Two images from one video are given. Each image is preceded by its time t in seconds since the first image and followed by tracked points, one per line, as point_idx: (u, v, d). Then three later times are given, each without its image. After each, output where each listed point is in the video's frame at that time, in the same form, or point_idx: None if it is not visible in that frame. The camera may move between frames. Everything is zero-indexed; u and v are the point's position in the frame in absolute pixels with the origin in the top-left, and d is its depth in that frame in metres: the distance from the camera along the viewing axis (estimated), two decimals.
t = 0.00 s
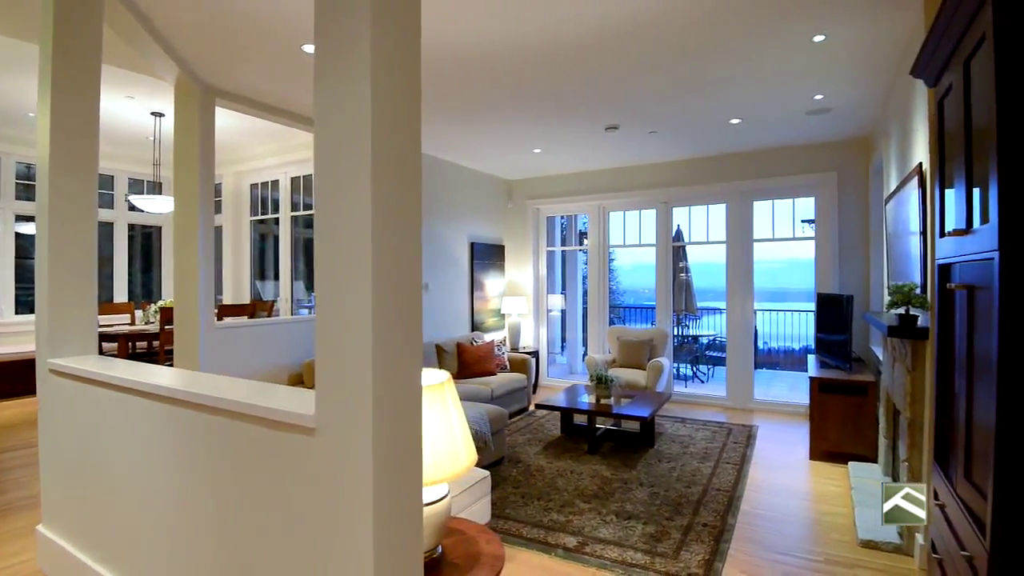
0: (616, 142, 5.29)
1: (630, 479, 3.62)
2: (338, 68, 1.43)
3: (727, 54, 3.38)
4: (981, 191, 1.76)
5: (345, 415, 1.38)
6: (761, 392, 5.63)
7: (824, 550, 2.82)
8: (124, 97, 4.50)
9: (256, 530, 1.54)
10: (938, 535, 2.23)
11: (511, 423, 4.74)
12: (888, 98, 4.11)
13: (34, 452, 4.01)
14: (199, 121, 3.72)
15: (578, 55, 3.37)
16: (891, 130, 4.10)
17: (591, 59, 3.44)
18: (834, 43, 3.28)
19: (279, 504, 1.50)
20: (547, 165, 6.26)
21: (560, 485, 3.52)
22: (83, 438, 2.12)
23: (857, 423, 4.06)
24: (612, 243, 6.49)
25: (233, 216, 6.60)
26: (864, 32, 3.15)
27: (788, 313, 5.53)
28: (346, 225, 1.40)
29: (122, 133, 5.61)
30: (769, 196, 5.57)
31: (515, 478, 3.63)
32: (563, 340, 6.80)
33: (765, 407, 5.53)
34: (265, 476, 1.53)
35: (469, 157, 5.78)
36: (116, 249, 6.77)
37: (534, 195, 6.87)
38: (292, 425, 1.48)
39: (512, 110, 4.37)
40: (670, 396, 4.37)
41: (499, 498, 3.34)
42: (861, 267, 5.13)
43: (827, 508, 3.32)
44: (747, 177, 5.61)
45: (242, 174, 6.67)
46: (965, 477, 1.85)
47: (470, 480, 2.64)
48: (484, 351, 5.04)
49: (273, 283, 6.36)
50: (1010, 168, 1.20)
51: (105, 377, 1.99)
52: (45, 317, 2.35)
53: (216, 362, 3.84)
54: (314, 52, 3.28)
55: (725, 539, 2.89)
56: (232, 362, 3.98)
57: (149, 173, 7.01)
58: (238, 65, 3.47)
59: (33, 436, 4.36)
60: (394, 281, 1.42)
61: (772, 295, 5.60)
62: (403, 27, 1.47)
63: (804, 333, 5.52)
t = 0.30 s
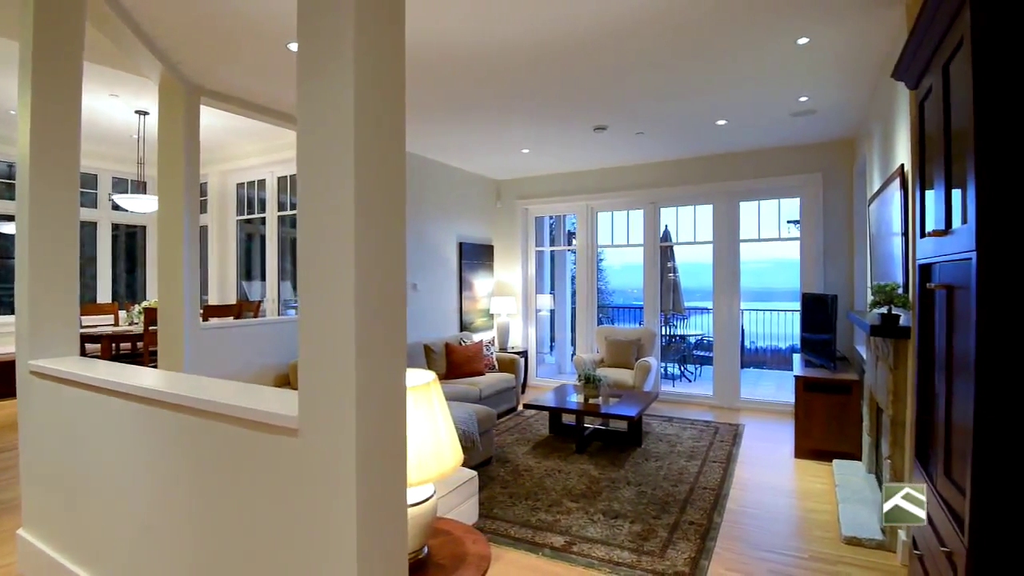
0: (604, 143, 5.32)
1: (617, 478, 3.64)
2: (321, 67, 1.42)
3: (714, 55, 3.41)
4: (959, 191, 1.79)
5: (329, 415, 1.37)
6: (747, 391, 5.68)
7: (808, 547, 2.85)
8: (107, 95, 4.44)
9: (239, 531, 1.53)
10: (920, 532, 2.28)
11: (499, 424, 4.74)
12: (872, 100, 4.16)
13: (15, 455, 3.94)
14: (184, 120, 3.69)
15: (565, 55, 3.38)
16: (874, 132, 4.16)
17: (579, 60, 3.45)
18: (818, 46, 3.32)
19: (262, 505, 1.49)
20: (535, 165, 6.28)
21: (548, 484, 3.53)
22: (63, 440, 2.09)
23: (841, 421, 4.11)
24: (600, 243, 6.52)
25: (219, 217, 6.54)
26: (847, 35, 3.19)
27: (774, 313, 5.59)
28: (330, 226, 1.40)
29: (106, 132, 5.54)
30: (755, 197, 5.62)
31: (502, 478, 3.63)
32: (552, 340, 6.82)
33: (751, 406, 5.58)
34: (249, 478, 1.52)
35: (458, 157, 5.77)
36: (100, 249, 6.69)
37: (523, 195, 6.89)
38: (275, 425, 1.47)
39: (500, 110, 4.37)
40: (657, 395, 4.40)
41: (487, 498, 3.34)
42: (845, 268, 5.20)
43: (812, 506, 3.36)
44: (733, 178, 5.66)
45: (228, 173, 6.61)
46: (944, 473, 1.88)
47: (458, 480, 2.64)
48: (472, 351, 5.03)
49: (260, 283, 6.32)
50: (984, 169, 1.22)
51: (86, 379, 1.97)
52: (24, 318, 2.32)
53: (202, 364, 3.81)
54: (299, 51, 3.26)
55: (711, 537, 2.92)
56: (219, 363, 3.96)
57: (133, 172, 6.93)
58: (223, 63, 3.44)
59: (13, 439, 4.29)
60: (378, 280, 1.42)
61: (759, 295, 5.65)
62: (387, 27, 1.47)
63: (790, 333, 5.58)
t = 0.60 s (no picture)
0: (593, 144, 5.34)
1: (606, 477, 3.66)
2: (305, 66, 1.42)
3: (701, 57, 3.44)
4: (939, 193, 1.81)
5: (314, 415, 1.37)
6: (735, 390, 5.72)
7: (794, 544, 2.88)
8: (91, 93, 4.38)
9: (224, 533, 1.52)
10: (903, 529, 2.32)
11: (489, 424, 4.74)
12: (856, 102, 4.22)
13: None
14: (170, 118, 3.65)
15: (554, 56, 3.39)
16: (859, 133, 4.21)
17: (568, 61, 3.47)
18: (803, 48, 3.35)
19: (247, 506, 1.48)
20: (524, 166, 6.29)
21: (537, 484, 3.54)
22: (45, 442, 2.07)
23: (827, 419, 4.16)
24: (589, 244, 6.54)
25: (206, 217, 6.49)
26: (832, 38, 3.23)
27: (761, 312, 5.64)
28: (314, 225, 1.39)
29: (90, 130, 5.47)
30: (743, 197, 5.67)
31: (491, 478, 3.64)
32: (542, 340, 6.83)
33: (739, 404, 5.63)
34: (233, 478, 1.51)
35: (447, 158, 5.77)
36: (85, 249, 6.61)
37: (512, 195, 6.90)
38: (260, 426, 1.46)
39: (490, 110, 4.38)
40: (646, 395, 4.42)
41: (476, 499, 3.34)
42: (831, 268, 5.26)
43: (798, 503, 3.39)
44: (721, 178, 5.70)
45: (215, 172, 6.55)
46: (926, 471, 1.91)
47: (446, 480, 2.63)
48: (461, 351, 5.03)
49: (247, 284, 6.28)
50: (962, 170, 1.24)
51: (68, 380, 1.95)
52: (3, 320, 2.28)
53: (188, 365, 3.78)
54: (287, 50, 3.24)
55: (698, 535, 2.94)
56: (206, 365, 3.94)
57: (117, 171, 6.85)
58: (209, 61, 3.42)
59: None
60: (363, 280, 1.42)
61: (746, 295, 5.70)
62: (371, 26, 1.46)
63: (778, 332, 5.63)
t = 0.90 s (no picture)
0: (582, 144, 5.36)
1: (594, 477, 3.67)
2: (289, 66, 1.41)
3: (687, 58, 3.46)
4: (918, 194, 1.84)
5: (297, 417, 1.36)
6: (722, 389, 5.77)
7: (780, 542, 2.91)
8: (75, 91, 4.33)
9: (207, 535, 1.51)
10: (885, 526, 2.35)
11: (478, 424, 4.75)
12: (841, 104, 4.27)
13: None
14: (154, 117, 3.61)
15: (543, 56, 3.40)
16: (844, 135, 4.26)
17: (556, 61, 3.47)
18: (788, 50, 3.39)
19: (229, 509, 1.47)
20: (513, 166, 6.30)
21: (525, 484, 3.55)
22: (25, 445, 2.04)
23: (812, 418, 4.20)
24: (578, 244, 6.56)
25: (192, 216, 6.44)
26: (816, 40, 3.27)
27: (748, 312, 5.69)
28: (298, 226, 1.38)
29: (73, 128, 5.40)
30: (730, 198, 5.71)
31: (480, 479, 3.64)
32: (531, 340, 6.84)
33: (726, 403, 5.68)
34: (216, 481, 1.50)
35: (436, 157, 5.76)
36: (68, 249, 6.53)
37: (501, 195, 6.91)
38: (243, 428, 1.45)
39: (479, 110, 4.38)
40: (634, 394, 4.44)
41: (464, 499, 3.34)
42: (817, 268, 5.31)
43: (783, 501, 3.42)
44: (709, 179, 5.75)
45: (201, 171, 6.50)
46: (907, 469, 1.93)
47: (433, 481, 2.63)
48: (450, 352, 5.03)
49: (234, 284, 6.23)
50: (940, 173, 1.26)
51: (49, 383, 1.93)
52: None
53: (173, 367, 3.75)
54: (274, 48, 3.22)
55: (685, 534, 2.96)
56: (191, 366, 3.91)
57: (101, 171, 6.77)
58: (195, 59, 3.39)
59: None
60: (346, 282, 1.41)
61: (734, 295, 5.75)
62: (355, 26, 1.46)
63: (765, 332, 5.68)
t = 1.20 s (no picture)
0: (568, 145, 5.38)
1: (580, 476, 3.69)
2: (268, 65, 1.41)
3: (672, 60, 3.49)
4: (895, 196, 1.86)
5: (277, 418, 1.36)
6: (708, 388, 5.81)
7: (763, 539, 2.94)
8: (54, 89, 4.26)
9: (186, 537, 1.50)
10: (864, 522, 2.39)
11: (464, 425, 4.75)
12: (823, 106, 4.32)
13: None
14: (136, 116, 3.57)
15: (528, 57, 3.41)
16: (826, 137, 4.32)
17: (542, 62, 3.49)
18: (771, 53, 3.43)
19: (209, 511, 1.46)
20: (500, 166, 6.30)
21: (512, 484, 3.56)
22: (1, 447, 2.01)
23: (796, 416, 4.25)
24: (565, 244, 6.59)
25: (175, 216, 6.37)
26: (798, 43, 3.31)
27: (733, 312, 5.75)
28: (278, 227, 1.38)
29: (54, 127, 5.32)
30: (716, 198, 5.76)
31: (466, 479, 3.64)
32: (519, 340, 6.85)
33: (711, 402, 5.72)
34: (196, 482, 1.49)
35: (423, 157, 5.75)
36: (49, 249, 6.43)
37: (489, 195, 6.91)
38: (222, 429, 1.44)
39: (465, 110, 4.37)
40: (620, 394, 4.47)
41: (450, 500, 3.34)
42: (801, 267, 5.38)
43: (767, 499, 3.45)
44: (694, 179, 5.79)
45: (185, 171, 6.43)
46: (885, 466, 1.96)
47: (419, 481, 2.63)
48: (437, 352, 5.02)
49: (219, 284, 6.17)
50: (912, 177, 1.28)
51: (26, 385, 1.90)
52: None
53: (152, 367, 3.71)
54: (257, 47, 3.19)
55: (670, 532, 2.98)
56: (168, 367, 3.86)
57: (83, 170, 6.68)
58: (177, 57, 3.35)
59: None
60: (327, 283, 1.41)
61: (719, 294, 5.80)
62: (336, 25, 1.46)
63: (750, 331, 5.74)
